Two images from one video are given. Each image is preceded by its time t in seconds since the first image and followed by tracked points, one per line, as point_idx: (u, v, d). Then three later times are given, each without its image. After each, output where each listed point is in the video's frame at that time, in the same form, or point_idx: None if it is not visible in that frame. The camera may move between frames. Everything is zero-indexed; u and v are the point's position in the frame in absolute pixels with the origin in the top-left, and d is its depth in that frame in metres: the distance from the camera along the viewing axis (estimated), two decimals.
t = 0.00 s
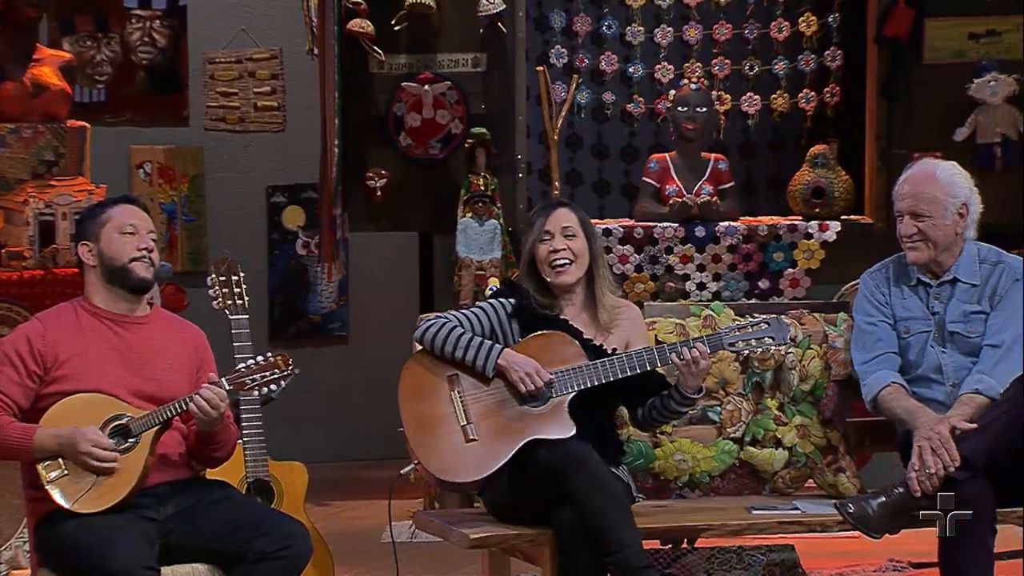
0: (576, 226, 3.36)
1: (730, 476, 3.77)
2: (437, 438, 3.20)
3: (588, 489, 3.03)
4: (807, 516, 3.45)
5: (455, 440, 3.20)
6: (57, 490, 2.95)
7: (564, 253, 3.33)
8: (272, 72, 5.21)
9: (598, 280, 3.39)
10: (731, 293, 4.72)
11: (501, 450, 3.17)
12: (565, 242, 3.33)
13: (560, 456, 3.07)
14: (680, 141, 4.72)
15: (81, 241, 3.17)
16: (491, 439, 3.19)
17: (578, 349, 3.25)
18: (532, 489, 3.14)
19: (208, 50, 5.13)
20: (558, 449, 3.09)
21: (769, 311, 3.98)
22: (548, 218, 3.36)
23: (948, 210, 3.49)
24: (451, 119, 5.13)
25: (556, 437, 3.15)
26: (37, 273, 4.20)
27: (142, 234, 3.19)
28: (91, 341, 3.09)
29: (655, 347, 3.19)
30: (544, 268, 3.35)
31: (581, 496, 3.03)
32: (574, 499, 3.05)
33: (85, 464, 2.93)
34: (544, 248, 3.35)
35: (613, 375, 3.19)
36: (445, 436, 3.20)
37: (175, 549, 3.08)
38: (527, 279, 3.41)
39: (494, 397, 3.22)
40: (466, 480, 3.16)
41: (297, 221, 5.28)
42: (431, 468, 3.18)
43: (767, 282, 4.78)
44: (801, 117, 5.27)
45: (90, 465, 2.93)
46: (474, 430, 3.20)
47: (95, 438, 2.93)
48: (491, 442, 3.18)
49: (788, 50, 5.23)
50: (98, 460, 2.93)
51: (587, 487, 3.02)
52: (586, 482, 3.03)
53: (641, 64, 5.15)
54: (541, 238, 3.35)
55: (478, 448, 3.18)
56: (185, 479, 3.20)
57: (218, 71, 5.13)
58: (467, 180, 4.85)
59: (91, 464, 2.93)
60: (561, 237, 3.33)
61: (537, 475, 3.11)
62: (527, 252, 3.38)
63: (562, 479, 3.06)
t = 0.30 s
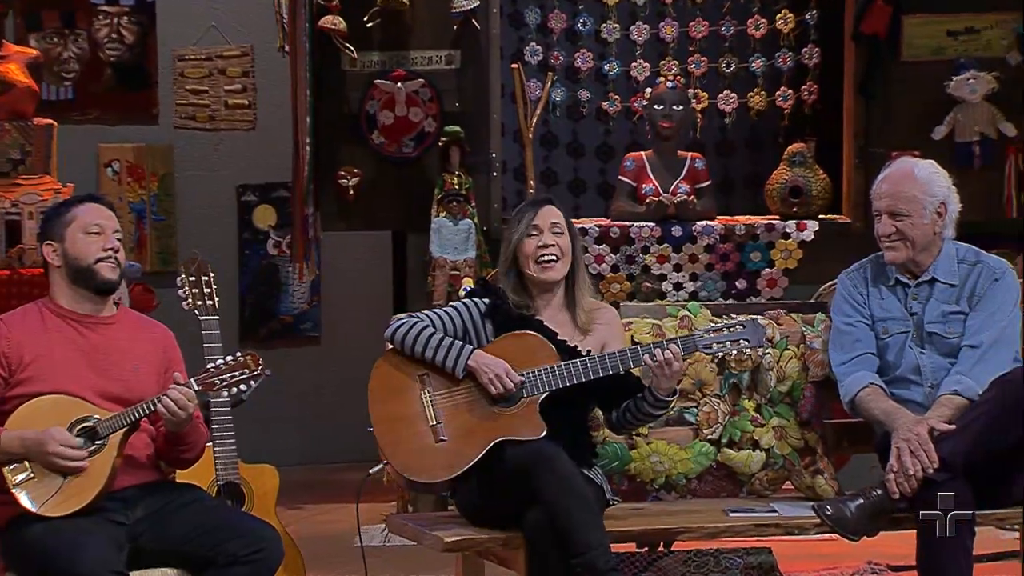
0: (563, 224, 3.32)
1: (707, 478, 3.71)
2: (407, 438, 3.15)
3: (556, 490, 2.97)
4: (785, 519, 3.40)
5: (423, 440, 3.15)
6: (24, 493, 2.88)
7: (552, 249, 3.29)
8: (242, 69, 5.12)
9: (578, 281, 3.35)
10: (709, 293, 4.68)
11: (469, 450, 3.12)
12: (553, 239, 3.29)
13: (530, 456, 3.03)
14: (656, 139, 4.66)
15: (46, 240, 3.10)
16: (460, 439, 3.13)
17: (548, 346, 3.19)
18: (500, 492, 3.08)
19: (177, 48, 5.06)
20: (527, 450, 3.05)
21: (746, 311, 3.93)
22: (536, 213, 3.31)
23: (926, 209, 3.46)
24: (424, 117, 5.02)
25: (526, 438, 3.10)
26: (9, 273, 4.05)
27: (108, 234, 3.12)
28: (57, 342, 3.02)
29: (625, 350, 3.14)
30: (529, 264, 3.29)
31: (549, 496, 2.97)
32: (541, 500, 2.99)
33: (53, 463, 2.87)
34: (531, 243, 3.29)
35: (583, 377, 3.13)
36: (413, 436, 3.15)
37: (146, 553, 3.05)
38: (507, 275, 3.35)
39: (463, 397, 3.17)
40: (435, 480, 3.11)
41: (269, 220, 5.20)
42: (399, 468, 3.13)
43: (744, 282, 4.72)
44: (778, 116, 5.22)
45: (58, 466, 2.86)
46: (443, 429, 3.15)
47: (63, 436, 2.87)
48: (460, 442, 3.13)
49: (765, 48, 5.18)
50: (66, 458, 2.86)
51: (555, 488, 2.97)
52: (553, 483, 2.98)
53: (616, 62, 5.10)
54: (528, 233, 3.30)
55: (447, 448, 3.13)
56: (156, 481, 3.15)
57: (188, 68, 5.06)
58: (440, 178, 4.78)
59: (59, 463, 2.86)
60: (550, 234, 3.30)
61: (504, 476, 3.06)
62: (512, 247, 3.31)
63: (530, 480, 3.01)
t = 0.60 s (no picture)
0: (556, 224, 3.27)
1: (685, 480, 3.65)
2: (385, 438, 3.10)
3: (534, 491, 2.91)
4: (764, 521, 3.35)
5: (401, 440, 3.10)
6: None
7: (545, 248, 3.23)
8: (214, 66, 5.04)
9: (564, 283, 3.30)
10: (687, 293, 4.67)
11: (448, 451, 3.07)
12: (546, 238, 3.24)
13: (509, 458, 2.96)
14: (633, 135, 4.56)
15: (11, 240, 3.02)
16: (439, 439, 3.08)
17: (530, 348, 3.14)
18: (479, 493, 3.03)
19: (147, 45, 4.98)
20: (506, 450, 2.98)
21: (725, 311, 3.89)
22: (530, 212, 3.25)
23: (907, 208, 3.42)
24: (399, 115, 4.94)
25: (507, 439, 3.05)
26: None
27: (75, 233, 3.04)
28: (23, 343, 2.95)
29: (607, 353, 3.09)
30: (521, 262, 3.22)
31: (527, 499, 2.91)
32: (519, 502, 2.93)
33: (20, 463, 2.82)
34: (525, 241, 3.22)
35: (565, 379, 3.09)
36: (392, 436, 3.10)
37: (115, 558, 2.99)
38: (494, 272, 3.27)
39: (443, 397, 3.12)
40: (413, 481, 3.07)
41: (241, 220, 5.14)
42: (376, 469, 3.08)
43: (723, 282, 4.72)
44: (757, 114, 5.17)
45: (28, 463, 2.82)
46: (422, 430, 3.09)
47: (32, 434, 2.83)
48: (439, 443, 3.08)
49: (744, 45, 5.13)
50: (36, 456, 2.82)
51: (533, 490, 2.90)
52: (531, 484, 2.91)
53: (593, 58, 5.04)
54: (522, 231, 3.23)
55: (425, 449, 3.08)
56: (124, 484, 3.07)
57: (159, 65, 4.99)
58: (416, 176, 4.69)
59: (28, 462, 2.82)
60: (543, 233, 3.24)
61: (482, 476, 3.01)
62: (504, 244, 3.23)
63: (507, 481, 2.95)
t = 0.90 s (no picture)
0: (543, 225, 3.22)
1: (663, 483, 3.62)
2: (364, 435, 3.03)
3: (516, 496, 2.85)
4: (743, 526, 3.30)
5: (381, 439, 3.03)
6: None
7: (533, 249, 3.18)
8: (185, 63, 4.92)
9: (550, 285, 3.25)
10: (666, 293, 4.62)
11: (429, 450, 3.00)
12: (534, 239, 3.18)
13: (491, 461, 2.90)
14: (611, 135, 4.54)
15: None
16: (419, 438, 3.02)
17: (517, 352, 3.09)
18: (456, 496, 2.97)
19: (117, 41, 4.86)
20: (489, 451, 2.92)
21: (703, 311, 3.84)
22: (518, 211, 3.19)
23: (888, 207, 3.37)
24: (373, 113, 4.82)
25: (490, 440, 3.00)
26: None
27: (43, 233, 2.96)
28: None
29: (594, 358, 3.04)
30: (507, 262, 3.16)
31: (508, 503, 2.85)
32: (500, 507, 2.87)
33: None
34: (512, 241, 3.17)
35: (548, 383, 3.03)
36: (371, 433, 3.03)
37: (83, 564, 2.91)
38: (479, 272, 3.21)
39: (425, 397, 3.05)
40: (391, 479, 3.00)
41: (213, 219, 5.06)
42: (353, 466, 3.01)
43: (702, 282, 4.68)
44: (736, 112, 5.13)
45: None
46: (402, 428, 3.03)
47: None
48: (419, 442, 3.02)
49: (723, 42, 5.09)
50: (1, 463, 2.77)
51: (515, 494, 2.85)
52: (513, 489, 2.86)
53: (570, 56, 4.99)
54: (509, 231, 3.17)
55: (405, 448, 3.02)
56: (94, 488, 3.00)
57: (129, 61, 4.85)
58: (391, 175, 4.63)
59: None
60: (530, 233, 3.18)
61: (461, 480, 2.95)
62: (491, 244, 3.17)
63: (488, 485, 2.89)
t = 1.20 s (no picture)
0: (532, 225, 3.16)
1: (642, 486, 3.56)
2: (347, 431, 2.95)
3: (501, 502, 2.79)
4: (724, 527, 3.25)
5: (363, 436, 2.95)
6: None
7: (521, 250, 3.12)
8: (156, 59, 4.88)
9: (538, 286, 3.19)
10: (644, 293, 4.56)
11: (412, 450, 2.94)
12: (523, 239, 3.13)
13: (472, 465, 2.84)
14: (589, 132, 4.49)
15: None
16: (402, 438, 2.95)
17: (503, 352, 3.03)
18: (435, 500, 2.92)
19: (86, 37, 4.81)
20: (472, 454, 2.85)
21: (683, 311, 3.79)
22: (507, 211, 3.14)
23: (870, 206, 3.33)
24: (348, 110, 4.72)
25: (473, 444, 2.93)
26: None
27: (10, 231, 2.88)
28: None
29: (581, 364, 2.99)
30: (495, 263, 3.11)
31: (491, 508, 2.80)
32: (482, 512, 2.81)
33: None
34: (501, 241, 3.11)
35: (534, 388, 2.97)
36: (354, 431, 2.96)
37: (50, 569, 2.84)
38: (467, 272, 3.16)
39: (410, 397, 2.98)
40: (372, 479, 2.93)
41: (183, 218, 4.98)
42: (335, 462, 2.92)
43: (681, 282, 4.61)
44: (716, 109, 5.08)
45: None
46: (386, 427, 2.96)
47: None
48: (402, 442, 2.95)
49: (702, 39, 5.04)
50: None
51: (498, 500, 2.79)
52: (498, 494, 2.79)
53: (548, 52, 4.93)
54: (498, 231, 3.12)
55: (388, 447, 2.95)
56: (64, 492, 2.94)
57: (98, 58, 4.80)
58: (365, 173, 4.56)
59: None
60: (519, 233, 3.13)
61: (443, 484, 2.89)
62: (479, 244, 3.12)
63: (471, 489, 2.83)
